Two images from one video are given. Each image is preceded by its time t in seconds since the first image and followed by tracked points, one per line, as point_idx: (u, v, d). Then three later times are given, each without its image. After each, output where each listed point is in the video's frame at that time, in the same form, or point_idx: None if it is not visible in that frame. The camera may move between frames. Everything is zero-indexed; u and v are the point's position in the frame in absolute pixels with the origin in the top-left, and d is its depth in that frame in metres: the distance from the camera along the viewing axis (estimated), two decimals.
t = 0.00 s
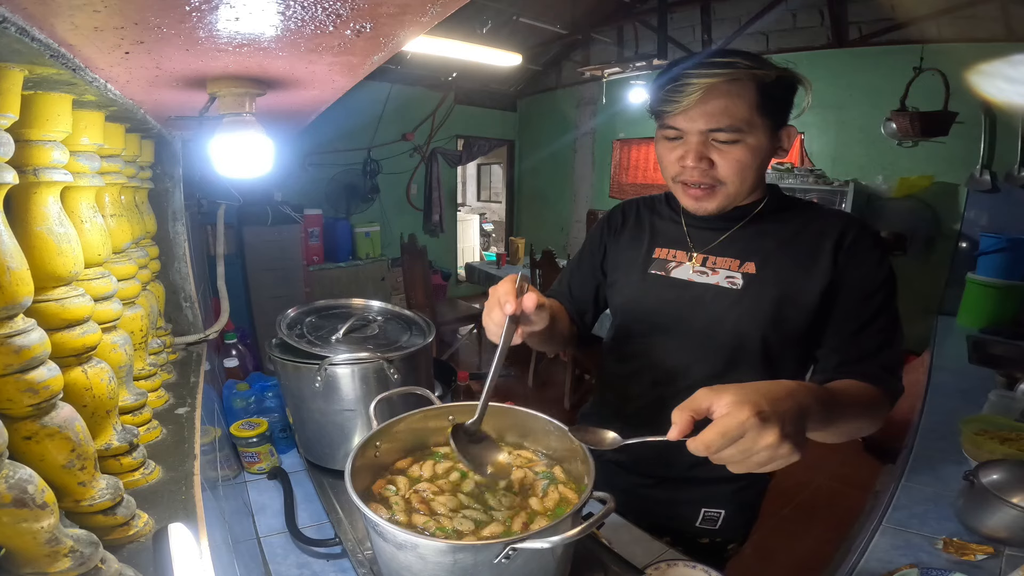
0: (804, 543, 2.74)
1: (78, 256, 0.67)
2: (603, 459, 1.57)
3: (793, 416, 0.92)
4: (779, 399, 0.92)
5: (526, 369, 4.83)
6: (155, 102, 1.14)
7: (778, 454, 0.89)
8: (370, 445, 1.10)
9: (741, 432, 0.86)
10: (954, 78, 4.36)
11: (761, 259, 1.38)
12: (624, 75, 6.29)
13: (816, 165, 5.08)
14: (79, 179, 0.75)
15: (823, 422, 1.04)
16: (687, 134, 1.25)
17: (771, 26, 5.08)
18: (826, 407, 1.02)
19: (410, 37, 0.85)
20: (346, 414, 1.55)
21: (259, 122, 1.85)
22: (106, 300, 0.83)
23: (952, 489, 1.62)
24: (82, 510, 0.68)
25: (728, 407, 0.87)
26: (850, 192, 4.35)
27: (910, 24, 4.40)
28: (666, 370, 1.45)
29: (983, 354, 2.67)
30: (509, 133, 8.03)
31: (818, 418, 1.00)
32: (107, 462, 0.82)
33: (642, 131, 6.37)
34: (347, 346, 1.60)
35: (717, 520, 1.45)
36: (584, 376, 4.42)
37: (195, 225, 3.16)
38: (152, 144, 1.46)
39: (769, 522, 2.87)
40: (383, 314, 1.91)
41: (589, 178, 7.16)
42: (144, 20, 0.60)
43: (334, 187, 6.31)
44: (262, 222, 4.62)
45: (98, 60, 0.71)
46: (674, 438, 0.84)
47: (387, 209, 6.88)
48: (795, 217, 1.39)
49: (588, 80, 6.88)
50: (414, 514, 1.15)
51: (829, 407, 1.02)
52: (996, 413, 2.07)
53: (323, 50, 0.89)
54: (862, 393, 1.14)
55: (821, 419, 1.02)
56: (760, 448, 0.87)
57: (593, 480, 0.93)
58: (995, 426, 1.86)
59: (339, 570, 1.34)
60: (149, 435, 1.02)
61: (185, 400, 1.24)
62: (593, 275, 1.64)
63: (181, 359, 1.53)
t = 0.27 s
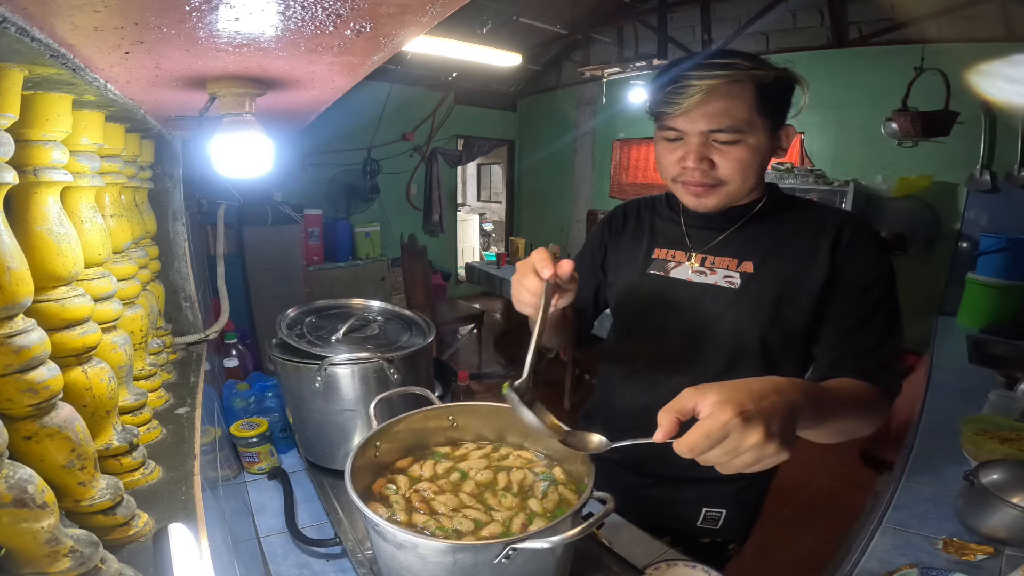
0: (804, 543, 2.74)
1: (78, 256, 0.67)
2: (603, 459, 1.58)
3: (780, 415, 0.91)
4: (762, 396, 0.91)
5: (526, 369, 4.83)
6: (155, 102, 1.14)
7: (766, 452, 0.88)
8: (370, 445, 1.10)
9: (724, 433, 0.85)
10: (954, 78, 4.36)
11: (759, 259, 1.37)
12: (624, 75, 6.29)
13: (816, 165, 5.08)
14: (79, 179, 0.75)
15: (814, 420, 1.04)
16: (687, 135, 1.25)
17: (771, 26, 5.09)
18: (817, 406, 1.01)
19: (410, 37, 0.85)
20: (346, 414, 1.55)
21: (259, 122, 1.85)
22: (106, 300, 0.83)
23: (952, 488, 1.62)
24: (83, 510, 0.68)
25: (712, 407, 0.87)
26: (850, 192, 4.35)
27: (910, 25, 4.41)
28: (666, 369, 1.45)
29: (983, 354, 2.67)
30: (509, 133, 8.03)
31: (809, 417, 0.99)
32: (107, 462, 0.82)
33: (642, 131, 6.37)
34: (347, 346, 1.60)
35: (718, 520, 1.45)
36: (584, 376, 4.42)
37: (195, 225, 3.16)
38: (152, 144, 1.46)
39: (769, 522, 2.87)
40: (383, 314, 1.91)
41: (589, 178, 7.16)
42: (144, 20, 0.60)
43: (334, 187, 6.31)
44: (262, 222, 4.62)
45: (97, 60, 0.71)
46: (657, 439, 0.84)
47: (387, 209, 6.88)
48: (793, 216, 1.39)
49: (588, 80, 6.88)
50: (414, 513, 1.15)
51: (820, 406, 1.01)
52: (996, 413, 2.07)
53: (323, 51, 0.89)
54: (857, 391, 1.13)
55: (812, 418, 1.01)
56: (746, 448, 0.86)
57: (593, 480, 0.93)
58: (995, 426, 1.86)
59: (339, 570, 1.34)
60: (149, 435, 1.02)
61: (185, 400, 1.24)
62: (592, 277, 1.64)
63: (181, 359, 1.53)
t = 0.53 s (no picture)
0: (804, 543, 2.74)
1: (78, 256, 0.67)
2: (604, 459, 1.57)
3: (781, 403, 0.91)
4: (763, 384, 0.91)
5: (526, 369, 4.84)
6: (155, 102, 1.14)
7: (768, 439, 0.88)
8: (370, 446, 1.10)
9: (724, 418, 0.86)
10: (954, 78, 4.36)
11: (756, 257, 1.37)
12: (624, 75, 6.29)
13: (816, 165, 5.08)
14: (79, 179, 0.75)
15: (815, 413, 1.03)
16: (683, 137, 1.25)
17: (771, 26, 5.10)
18: (819, 397, 1.01)
19: (410, 37, 0.85)
20: (346, 414, 1.55)
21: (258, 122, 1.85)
22: (106, 300, 0.83)
23: (952, 488, 1.62)
24: (83, 510, 0.68)
25: (712, 393, 0.87)
26: (850, 192, 4.35)
27: (910, 25, 4.41)
28: (667, 369, 1.45)
29: (983, 354, 2.67)
30: (509, 133, 8.03)
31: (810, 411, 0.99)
32: (107, 462, 0.82)
33: (642, 131, 6.37)
34: (347, 346, 1.60)
35: (721, 519, 1.45)
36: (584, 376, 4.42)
37: (195, 225, 3.16)
38: (152, 144, 1.46)
39: (769, 522, 2.87)
40: (383, 314, 1.91)
41: (589, 178, 7.16)
42: (144, 20, 0.60)
43: (334, 187, 6.31)
44: (262, 222, 4.62)
45: (97, 60, 0.71)
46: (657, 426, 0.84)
47: (387, 209, 6.88)
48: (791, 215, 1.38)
49: (588, 80, 6.88)
50: (414, 514, 1.15)
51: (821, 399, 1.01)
52: (996, 413, 2.07)
53: (323, 51, 0.89)
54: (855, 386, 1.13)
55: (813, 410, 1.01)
56: (748, 434, 0.87)
57: (593, 480, 0.93)
58: (995, 426, 1.86)
59: (339, 570, 1.34)
60: (149, 435, 1.02)
61: (185, 400, 1.24)
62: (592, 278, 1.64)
63: (181, 359, 1.53)
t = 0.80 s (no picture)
0: (804, 543, 2.74)
1: (78, 256, 0.67)
2: (605, 459, 1.57)
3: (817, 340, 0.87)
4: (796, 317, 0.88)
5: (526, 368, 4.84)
6: (155, 102, 1.14)
7: (801, 371, 0.85)
8: (370, 445, 1.10)
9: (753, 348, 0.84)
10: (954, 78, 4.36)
11: (754, 254, 1.38)
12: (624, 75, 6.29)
13: (816, 165, 5.08)
14: (79, 179, 0.75)
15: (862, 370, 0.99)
16: (683, 138, 1.25)
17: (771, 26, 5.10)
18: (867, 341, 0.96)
19: (410, 37, 0.85)
20: (346, 414, 1.55)
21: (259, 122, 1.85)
22: (106, 300, 0.83)
23: (952, 488, 1.62)
24: (82, 510, 0.68)
25: (739, 324, 0.86)
26: (850, 192, 4.35)
27: (910, 25, 4.41)
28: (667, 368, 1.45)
29: (983, 354, 2.67)
30: (509, 133, 8.03)
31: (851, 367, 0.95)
32: (107, 462, 0.82)
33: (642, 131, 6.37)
34: (347, 346, 1.60)
35: (723, 518, 1.44)
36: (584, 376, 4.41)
37: (195, 225, 3.16)
38: (152, 144, 1.46)
39: (770, 522, 2.88)
40: (383, 314, 1.91)
41: (589, 178, 7.16)
42: (144, 20, 0.60)
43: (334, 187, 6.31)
44: (262, 222, 4.62)
45: (97, 60, 0.71)
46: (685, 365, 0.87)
47: (387, 209, 6.89)
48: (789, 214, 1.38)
49: (588, 80, 6.88)
50: (414, 513, 1.15)
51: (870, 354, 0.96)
52: (995, 413, 2.07)
53: (323, 51, 0.89)
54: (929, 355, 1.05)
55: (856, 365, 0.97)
56: (778, 365, 0.84)
57: (593, 480, 0.93)
58: (995, 426, 1.86)
59: (339, 570, 1.34)
60: (149, 435, 1.02)
61: (185, 400, 1.24)
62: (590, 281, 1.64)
63: (181, 359, 1.53)
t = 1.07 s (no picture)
0: (804, 543, 2.74)
1: (78, 256, 0.67)
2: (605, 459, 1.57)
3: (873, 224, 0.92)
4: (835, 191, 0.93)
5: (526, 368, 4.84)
6: (155, 102, 1.14)
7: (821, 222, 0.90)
8: (370, 446, 1.10)
9: (792, 218, 0.91)
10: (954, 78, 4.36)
11: (750, 251, 1.39)
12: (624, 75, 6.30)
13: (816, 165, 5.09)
14: (79, 179, 0.75)
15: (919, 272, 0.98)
16: (685, 138, 1.25)
17: (771, 26, 5.11)
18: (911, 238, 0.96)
19: (410, 37, 0.85)
20: (346, 414, 1.55)
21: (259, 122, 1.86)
22: (106, 300, 0.83)
23: (952, 488, 1.62)
24: (82, 510, 0.68)
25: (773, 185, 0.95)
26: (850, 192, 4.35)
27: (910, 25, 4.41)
28: (667, 367, 1.44)
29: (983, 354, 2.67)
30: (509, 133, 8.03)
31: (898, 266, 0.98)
32: (107, 462, 0.82)
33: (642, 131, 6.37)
34: (347, 346, 1.60)
35: (724, 518, 1.43)
36: (584, 376, 4.41)
37: (195, 225, 3.16)
38: (152, 144, 1.46)
39: (770, 522, 2.88)
40: (383, 314, 1.91)
41: (589, 178, 7.15)
42: (144, 20, 0.60)
43: (334, 187, 6.31)
44: (262, 222, 4.62)
45: (97, 60, 0.71)
46: (730, 229, 0.96)
47: (387, 209, 6.89)
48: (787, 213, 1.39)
49: (588, 80, 6.88)
50: (414, 514, 1.15)
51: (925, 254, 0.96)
52: (995, 413, 2.07)
53: (323, 51, 0.89)
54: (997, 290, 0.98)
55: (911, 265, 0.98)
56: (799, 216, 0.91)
57: (593, 480, 0.93)
58: (994, 426, 1.86)
59: (339, 570, 1.34)
60: (149, 435, 1.02)
61: (185, 400, 1.24)
62: (588, 284, 1.64)
63: (181, 359, 1.53)
